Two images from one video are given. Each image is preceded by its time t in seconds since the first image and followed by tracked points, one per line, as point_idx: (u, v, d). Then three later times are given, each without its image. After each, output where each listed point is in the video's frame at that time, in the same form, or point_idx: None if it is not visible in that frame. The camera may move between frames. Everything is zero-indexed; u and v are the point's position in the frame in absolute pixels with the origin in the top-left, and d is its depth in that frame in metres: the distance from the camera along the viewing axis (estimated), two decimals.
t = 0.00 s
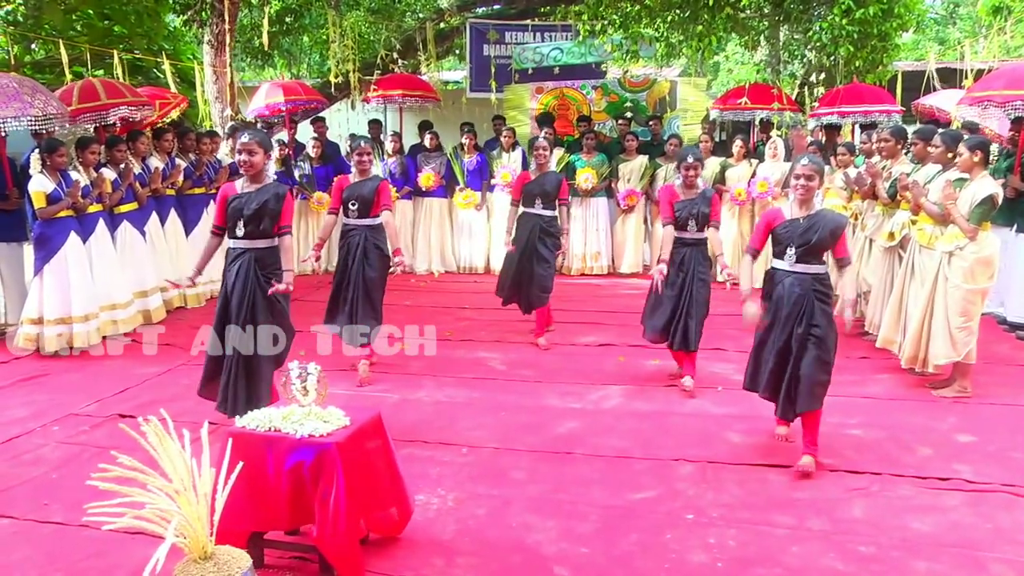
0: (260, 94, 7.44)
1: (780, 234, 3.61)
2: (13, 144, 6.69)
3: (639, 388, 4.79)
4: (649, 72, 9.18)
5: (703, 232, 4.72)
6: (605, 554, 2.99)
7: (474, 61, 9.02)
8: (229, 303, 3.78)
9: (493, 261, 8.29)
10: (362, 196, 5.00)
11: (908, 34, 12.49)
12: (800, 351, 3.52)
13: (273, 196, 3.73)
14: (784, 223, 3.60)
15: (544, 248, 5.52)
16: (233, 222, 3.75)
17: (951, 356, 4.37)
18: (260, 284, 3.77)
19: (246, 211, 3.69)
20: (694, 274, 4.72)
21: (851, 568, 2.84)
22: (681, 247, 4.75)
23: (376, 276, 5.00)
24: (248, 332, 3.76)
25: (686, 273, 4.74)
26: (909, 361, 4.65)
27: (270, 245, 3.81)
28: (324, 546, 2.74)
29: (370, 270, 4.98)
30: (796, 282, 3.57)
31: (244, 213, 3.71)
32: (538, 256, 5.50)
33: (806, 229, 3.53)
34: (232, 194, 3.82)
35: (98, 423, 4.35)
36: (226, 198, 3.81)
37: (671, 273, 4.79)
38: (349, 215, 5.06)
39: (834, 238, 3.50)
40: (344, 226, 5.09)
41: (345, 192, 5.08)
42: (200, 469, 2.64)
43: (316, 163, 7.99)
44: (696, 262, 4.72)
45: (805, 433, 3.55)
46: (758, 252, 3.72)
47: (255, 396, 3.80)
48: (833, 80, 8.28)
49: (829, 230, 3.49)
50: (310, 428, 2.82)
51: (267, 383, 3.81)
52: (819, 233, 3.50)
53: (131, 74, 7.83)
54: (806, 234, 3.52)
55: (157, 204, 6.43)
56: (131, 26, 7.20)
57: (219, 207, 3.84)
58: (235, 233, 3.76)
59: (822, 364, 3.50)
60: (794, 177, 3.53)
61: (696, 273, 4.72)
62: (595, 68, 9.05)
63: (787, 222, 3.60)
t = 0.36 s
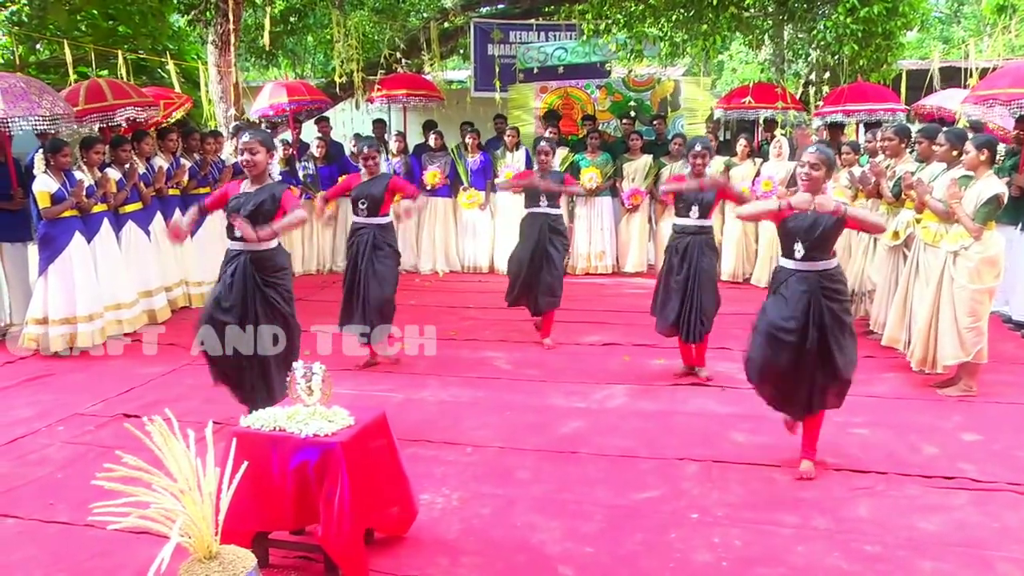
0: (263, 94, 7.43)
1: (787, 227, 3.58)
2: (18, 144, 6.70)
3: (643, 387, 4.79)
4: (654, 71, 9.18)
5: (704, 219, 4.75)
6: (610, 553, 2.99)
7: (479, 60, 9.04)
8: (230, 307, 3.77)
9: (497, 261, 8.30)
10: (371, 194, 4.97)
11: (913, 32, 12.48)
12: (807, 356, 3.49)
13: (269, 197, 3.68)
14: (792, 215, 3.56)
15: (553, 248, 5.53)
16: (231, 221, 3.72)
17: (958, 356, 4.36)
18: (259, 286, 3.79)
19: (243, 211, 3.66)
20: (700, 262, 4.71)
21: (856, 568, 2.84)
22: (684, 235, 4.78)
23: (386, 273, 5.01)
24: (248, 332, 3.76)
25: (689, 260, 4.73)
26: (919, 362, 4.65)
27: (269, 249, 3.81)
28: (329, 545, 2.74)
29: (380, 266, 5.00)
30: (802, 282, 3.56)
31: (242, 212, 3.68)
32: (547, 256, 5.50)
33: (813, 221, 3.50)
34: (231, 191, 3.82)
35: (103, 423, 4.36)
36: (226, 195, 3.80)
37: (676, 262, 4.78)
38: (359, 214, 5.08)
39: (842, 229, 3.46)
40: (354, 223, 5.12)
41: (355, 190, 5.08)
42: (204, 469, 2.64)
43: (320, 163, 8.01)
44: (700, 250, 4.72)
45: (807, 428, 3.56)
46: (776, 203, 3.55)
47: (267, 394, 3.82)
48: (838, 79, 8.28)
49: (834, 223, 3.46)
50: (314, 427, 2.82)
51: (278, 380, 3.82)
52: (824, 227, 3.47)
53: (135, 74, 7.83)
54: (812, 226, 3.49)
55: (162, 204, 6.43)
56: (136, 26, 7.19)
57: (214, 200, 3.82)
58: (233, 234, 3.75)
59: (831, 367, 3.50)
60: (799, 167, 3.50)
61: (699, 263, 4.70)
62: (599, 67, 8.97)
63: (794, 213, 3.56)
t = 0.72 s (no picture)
0: (263, 94, 7.43)
1: (778, 241, 3.47)
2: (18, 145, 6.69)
3: (645, 386, 4.79)
4: (655, 70, 9.17)
5: (706, 229, 4.77)
6: (611, 552, 2.99)
7: (479, 59, 9.04)
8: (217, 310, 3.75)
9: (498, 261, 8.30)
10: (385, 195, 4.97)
11: (914, 31, 12.50)
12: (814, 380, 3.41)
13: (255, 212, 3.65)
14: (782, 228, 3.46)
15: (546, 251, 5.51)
16: (215, 231, 3.72)
17: (959, 355, 4.36)
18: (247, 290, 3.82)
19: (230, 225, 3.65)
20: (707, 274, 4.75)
21: (857, 566, 2.84)
22: (688, 246, 4.80)
23: (406, 282, 5.05)
24: (247, 333, 3.76)
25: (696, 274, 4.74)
26: (919, 360, 4.66)
27: (247, 265, 3.80)
28: (329, 544, 2.73)
29: (401, 273, 5.03)
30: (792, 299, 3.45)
31: (225, 226, 3.66)
32: (543, 260, 5.49)
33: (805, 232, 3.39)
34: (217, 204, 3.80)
35: (104, 423, 4.35)
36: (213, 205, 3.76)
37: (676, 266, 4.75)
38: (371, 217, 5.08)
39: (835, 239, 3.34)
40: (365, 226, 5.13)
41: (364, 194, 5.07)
42: (206, 469, 2.63)
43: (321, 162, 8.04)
44: (705, 263, 4.76)
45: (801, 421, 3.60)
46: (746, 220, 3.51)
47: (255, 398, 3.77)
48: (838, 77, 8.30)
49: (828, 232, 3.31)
50: (315, 426, 2.82)
51: (267, 384, 3.77)
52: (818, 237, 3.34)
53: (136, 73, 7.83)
54: (806, 238, 3.36)
55: (163, 204, 6.42)
56: (136, 26, 7.18)
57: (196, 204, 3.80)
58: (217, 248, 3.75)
59: (819, 370, 3.46)
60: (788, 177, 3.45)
61: (705, 271, 4.75)
62: (600, 66, 8.94)
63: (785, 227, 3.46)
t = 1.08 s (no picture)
0: (263, 95, 7.43)
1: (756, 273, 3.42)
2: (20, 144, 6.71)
3: (645, 386, 4.79)
4: (655, 70, 9.15)
5: (686, 246, 4.76)
6: (611, 552, 2.99)
7: (479, 59, 9.04)
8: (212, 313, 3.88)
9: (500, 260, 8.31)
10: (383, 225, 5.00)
11: (914, 30, 12.48)
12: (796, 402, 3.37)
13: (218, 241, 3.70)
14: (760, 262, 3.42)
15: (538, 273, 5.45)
16: (181, 268, 3.82)
17: (960, 355, 4.35)
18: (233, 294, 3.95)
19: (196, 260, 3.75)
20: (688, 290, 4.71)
21: (858, 566, 2.83)
22: (666, 263, 4.77)
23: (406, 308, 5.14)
24: (247, 332, 3.91)
25: (675, 291, 4.71)
26: (920, 360, 4.64)
27: (221, 294, 3.90)
28: (330, 543, 2.74)
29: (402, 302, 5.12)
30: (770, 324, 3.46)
31: (191, 262, 3.77)
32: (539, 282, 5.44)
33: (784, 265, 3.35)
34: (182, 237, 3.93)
35: (105, 422, 4.37)
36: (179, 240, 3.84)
37: (657, 287, 4.76)
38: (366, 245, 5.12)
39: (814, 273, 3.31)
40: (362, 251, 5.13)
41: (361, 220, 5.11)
42: (207, 467, 2.63)
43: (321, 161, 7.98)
44: (682, 277, 4.72)
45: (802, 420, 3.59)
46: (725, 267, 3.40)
47: (248, 402, 3.87)
48: (839, 77, 8.29)
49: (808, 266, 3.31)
50: (316, 425, 2.82)
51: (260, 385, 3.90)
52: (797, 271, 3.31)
53: (137, 73, 7.85)
54: (785, 273, 3.32)
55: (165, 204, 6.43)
56: (137, 25, 7.18)
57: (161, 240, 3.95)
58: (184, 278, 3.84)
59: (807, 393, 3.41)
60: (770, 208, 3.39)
61: (684, 285, 4.72)
62: (600, 66, 8.89)
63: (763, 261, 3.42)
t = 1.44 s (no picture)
0: (276, 96, 7.44)
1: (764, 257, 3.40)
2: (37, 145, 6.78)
3: (659, 386, 4.78)
4: (669, 69, 9.10)
5: (686, 239, 4.73)
6: (625, 553, 2.99)
7: (493, 59, 9.05)
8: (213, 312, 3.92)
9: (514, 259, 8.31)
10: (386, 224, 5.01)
11: (931, 28, 12.35)
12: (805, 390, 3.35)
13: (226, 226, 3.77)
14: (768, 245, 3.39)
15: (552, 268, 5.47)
16: (187, 250, 3.88)
17: (978, 356, 4.32)
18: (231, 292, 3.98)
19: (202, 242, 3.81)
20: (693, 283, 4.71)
21: (874, 569, 2.82)
22: (668, 256, 4.77)
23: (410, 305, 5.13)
24: (247, 332, 3.92)
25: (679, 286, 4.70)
26: (937, 362, 4.60)
27: (227, 276, 3.95)
28: (345, 543, 2.75)
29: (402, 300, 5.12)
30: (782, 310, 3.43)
31: (198, 244, 3.84)
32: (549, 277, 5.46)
33: (792, 249, 3.32)
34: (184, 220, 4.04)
35: (122, 420, 4.40)
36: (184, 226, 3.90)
37: (659, 283, 4.76)
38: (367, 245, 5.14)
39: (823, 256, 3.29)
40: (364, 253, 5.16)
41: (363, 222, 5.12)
42: (223, 466, 2.64)
43: (334, 161, 7.99)
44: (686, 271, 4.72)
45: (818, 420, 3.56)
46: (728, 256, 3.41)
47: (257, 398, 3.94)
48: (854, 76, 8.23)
49: (816, 249, 3.29)
50: (331, 425, 2.83)
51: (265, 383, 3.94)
52: (804, 253, 3.30)
53: (153, 74, 7.90)
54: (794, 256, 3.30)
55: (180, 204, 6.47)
56: (152, 27, 7.23)
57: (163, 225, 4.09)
58: (190, 262, 3.89)
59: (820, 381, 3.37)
60: (778, 193, 3.32)
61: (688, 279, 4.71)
62: (613, 65, 8.88)
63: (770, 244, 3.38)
